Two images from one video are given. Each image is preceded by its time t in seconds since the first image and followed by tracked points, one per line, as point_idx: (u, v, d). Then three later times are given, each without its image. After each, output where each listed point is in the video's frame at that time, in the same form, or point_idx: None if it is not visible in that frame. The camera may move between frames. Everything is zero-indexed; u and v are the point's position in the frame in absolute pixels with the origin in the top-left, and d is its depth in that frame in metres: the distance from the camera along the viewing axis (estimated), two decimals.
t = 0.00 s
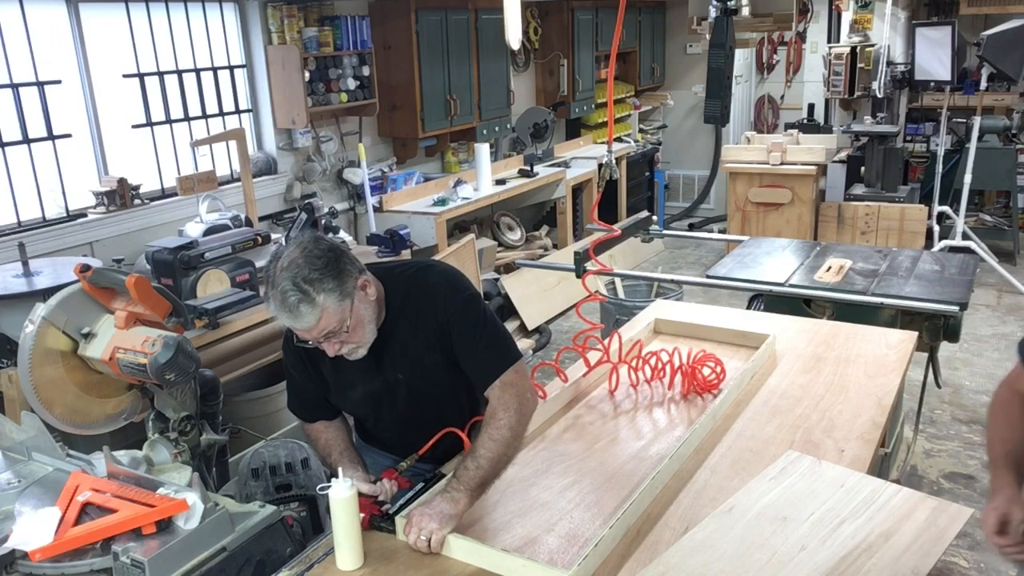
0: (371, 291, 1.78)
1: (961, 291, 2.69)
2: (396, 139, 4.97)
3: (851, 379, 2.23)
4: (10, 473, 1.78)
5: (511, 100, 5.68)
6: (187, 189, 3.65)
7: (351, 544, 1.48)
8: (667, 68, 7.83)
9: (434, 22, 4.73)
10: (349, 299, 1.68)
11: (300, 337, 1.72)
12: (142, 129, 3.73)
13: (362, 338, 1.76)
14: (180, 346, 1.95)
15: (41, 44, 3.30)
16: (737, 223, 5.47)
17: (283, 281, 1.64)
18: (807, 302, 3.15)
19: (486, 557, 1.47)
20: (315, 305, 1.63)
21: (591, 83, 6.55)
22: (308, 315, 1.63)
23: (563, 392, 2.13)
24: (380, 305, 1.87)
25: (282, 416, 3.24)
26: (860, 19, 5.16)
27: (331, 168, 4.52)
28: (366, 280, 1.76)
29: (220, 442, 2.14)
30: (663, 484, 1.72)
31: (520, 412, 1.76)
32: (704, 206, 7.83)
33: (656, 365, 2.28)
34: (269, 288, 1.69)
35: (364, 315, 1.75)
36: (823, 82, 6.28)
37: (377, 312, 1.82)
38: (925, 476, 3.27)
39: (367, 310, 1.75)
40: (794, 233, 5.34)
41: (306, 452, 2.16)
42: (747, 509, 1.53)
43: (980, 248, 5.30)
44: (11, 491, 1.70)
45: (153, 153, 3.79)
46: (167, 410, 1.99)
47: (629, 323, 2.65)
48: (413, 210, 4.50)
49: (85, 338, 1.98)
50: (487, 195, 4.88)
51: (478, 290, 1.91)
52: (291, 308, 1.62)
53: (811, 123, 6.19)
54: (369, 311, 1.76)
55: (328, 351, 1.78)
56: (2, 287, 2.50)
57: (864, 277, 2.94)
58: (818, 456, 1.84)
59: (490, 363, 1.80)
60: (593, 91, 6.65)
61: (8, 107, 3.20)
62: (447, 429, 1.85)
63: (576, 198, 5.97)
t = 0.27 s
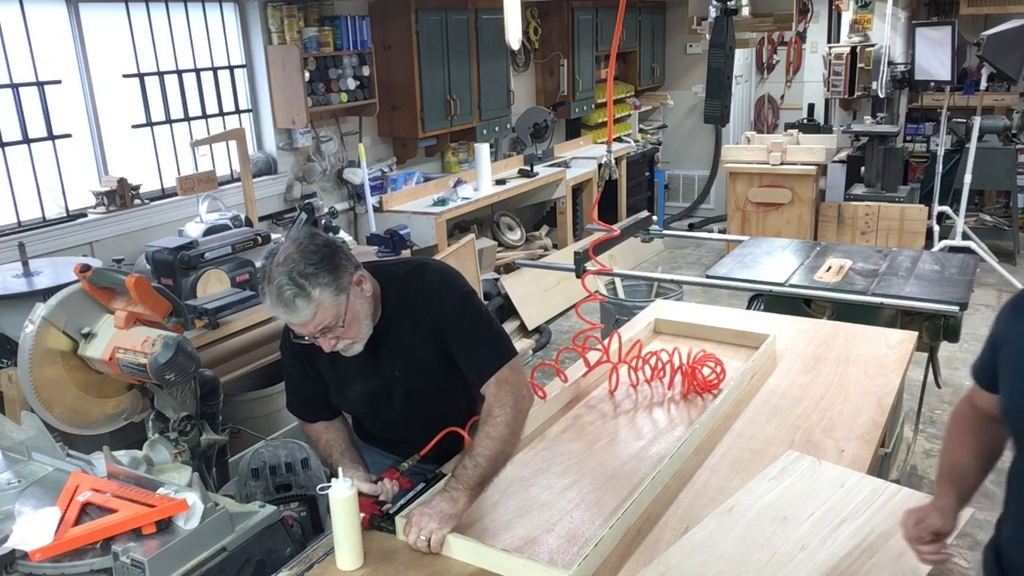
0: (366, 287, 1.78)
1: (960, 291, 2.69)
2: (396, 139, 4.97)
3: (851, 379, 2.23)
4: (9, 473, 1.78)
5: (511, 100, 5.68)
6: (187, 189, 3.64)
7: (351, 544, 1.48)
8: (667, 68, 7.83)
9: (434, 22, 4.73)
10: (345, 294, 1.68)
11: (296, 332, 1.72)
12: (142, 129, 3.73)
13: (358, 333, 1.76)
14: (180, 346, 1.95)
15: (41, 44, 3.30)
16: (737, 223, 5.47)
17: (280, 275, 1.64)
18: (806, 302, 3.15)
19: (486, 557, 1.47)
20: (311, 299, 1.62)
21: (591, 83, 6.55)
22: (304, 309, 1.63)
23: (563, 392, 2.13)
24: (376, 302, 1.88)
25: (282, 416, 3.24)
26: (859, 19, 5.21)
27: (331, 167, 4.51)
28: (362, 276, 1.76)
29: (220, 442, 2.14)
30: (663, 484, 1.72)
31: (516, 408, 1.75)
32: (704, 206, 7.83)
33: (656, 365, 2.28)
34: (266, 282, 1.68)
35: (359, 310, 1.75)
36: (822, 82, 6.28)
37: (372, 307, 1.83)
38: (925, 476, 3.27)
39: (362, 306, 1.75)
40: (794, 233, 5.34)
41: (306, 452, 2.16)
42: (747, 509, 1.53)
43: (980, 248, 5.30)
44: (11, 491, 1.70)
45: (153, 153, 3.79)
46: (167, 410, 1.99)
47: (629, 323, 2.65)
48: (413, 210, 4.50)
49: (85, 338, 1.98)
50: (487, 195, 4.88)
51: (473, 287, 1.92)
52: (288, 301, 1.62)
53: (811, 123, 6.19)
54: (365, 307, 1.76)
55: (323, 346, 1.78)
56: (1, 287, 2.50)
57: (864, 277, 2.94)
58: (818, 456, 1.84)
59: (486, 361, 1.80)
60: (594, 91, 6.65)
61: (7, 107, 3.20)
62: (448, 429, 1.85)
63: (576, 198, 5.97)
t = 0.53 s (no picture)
0: (363, 283, 1.78)
1: (960, 291, 2.69)
2: (396, 139, 4.97)
3: (851, 379, 2.23)
4: (9, 473, 1.78)
5: (511, 100, 5.68)
6: (187, 189, 3.64)
7: (351, 543, 1.48)
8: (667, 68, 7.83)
9: (434, 22, 4.73)
10: (342, 290, 1.69)
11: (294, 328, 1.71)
12: (142, 129, 3.73)
13: (356, 328, 1.77)
14: (180, 346, 1.95)
15: (41, 44, 3.30)
16: (737, 223, 5.47)
17: (278, 271, 1.64)
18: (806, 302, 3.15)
19: (486, 557, 1.47)
20: (309, 294, 1.63)
21: (591, 83, 6.55)
22: (303, 303, 1.63)
23: (564, 392, 2.12)
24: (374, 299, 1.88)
25: (282, 416, 3.24)
26: (859, 19, 5.22)
27: (331, 167, 4.51)
28: (359, 272, 1.77)
29: (220, 443, 2.14)
30: (663, 483, 1.72)
31: (512, 404, 1.76)
32: (704, 206, 7.83)
33: (656, 365, 2.27)
34: (263, 278, 1.68)
35: (357, 306, 1.75)
36: (822, 82, 6.28)
37: (370, 304, 1.83)
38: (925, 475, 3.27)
39: (360, 301, 1.75)
40: (794, 233, 5.34)
41: (306, 452, 2.16)
42: (747, 509, 1.53)
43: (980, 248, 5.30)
44: (11, 491, 1.70)
45: (153, 153, 3.79)
46: (167, 410, 2.00)
47: (629, 323, 2.65)
48: (413, 210, 4.50)
49: (85, 338, 1.98)
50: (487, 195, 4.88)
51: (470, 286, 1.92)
52: (287, 296, 1.62)
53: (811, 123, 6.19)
54: (362, 303, 1.76)
55: (321, 342, 1.78)
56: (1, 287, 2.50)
57: (864, 277, 2.94)
58: (818, 456, 1.84)
59: (482, 360, 1.81)
60: (594, 91, 6.65)
61: (7, 107, 3.20)
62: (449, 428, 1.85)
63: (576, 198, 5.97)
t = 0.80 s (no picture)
0: (360, 271, 1.79)
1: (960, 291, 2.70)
2: (396, 139, 4.97)
3: (851, 380, 2.23)
4: (9, 473, 1.78)
5: (511, 100, 5.68)
6: (187, 189, 3.64)
7: (351, 544, 1.48)
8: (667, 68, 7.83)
9: (434, 22, 4.73)
10: (339, 276, 1.69)
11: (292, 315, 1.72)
12: (142, 129, 3.73)
13: (353, 316, 1.77)
14: (180, 346, 1.95)
15: (41, 44, 3.30)
16: (737, 223, 5.47)
17: (275, 257, 1.65)
18: (806, 302, 3.15)
19: (487, 558, 1.47)
20: (306, 280, 1.63)
21: (591, 84, 6.55)
22: (300, 289, 1.63)
23: (563, 393, 2.12)
24: (371, 291, 1.88)
25: (282, 416, 3.24)
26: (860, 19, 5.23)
27: (331, 168, 4.51)
28: (356, 260, 1.78)
29: (220, 442, 2.14)
30: (663, 484, 1.72)
31: (504, 397, 1.78)
32: (704, 207, 7.84)
33: (655, 365, 2.27)
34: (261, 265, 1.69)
35: (354, 293, 1.75)
36: (822, 82, 6.28)
37: (367, 294, 1.84)
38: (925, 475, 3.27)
39: (357, 288, 1.75)
40: (794, 233, 5.34)
41: (306, 452, 2.17)
42: (746, 509, 1.54)
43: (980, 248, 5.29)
44: (11, 491, 1.70)
45: (153, 153, 3.79)
46: (167, 410, 2.00)
47: (629, 323, 2.65)
48: (413, 210, 4.50)
49: (85, 338, 1.98)
50: (487, 195, 4.88)
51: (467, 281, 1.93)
52: (284, 281, 1.63)
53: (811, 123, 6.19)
54: (359, 290, 1.77)
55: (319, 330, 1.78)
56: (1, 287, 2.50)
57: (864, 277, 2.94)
58: (818, 456, 1.84)
59: (478, 351, 1.83)
60: (593, 91, 6.65)
61: (8, 107, 3.20)
62: (446, 428, 1.85)
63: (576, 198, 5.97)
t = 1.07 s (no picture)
0: (366, 257, 1.80)
1: (960, 291, 2.70)
2: (396, 139, 4.97)
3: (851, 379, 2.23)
4: (10, 473, 1.78)
5: (511, 100, 5.68)
6: (187, 189, 3.64)
7: (351, 545, 1.48)
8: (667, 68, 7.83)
9: (434, 22, 4.73)
10: (346, 258, 1.70)
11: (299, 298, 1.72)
12: (142, 129, 3.73)
13: (358, 300, 1.76)
14: (180, 346, 1.95)
15: (41, 44, 3.31)
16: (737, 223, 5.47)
17: (285, 237, 1.65)
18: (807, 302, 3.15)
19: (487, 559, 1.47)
20: (314, 260, 1.64)
21: (591, 84, 6.55)
22: (308, 270, 1.64)
23: (562, 393, 2.12)
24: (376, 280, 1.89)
25: (281, 416, 3.24)
26: (860, 19, 5.25)
27: (331, 168, 4.50)
28: (363, 246, 1.79)
29: (220, 443, 2.13)
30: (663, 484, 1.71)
31: (494, 389, 1.81)
32: (704, 207, 7.84)
33: (656, 365, 2.26)
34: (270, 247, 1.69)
35: (360, 277, 1.76)
36: (822, 82, 6.28)
37: (371, 282, 1.84)
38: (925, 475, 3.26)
39: (364, 273, 1.76)
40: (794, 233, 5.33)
41: (306, 452, 2.17)
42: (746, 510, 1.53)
43: (979, 248, 5.29)
44: (11, 491, 1.70)
45: (153, 153, 3.79)
46: (167, 410, 1.99)
47: (630, 323, 2.65)
48: (413, 210, 4.50)
49: (85, 338, 1.98)
50: (487, 195, 4.88)
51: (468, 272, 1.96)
52: (294, 259, 1.63)
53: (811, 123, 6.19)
54: (365, 275, 1.78)
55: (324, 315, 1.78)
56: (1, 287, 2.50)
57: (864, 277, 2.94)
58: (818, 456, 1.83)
59: (475, 340, 1.86)
60: (593, 91, 6.65)
61: (8, 107, 3.20)
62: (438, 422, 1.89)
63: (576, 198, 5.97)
